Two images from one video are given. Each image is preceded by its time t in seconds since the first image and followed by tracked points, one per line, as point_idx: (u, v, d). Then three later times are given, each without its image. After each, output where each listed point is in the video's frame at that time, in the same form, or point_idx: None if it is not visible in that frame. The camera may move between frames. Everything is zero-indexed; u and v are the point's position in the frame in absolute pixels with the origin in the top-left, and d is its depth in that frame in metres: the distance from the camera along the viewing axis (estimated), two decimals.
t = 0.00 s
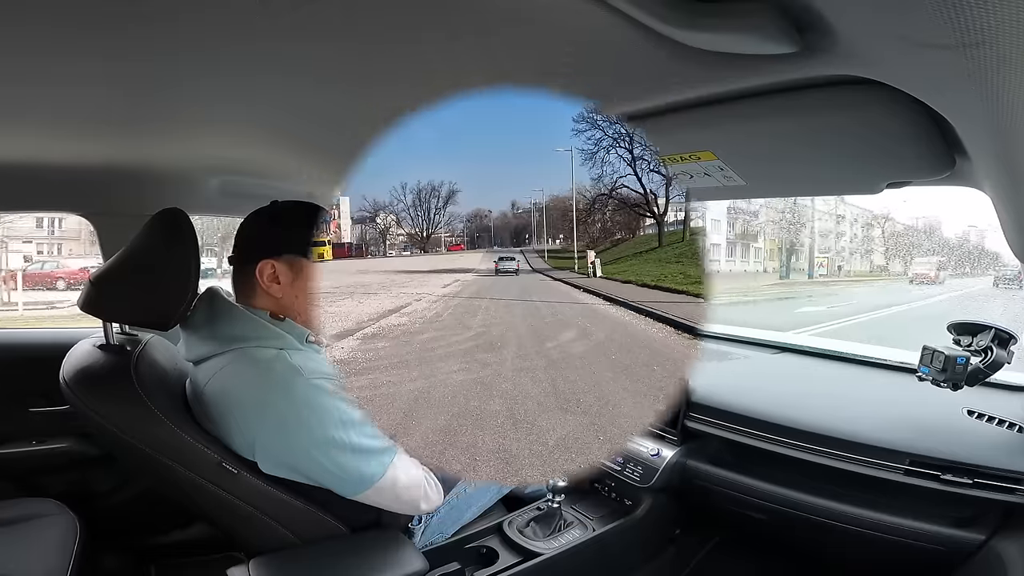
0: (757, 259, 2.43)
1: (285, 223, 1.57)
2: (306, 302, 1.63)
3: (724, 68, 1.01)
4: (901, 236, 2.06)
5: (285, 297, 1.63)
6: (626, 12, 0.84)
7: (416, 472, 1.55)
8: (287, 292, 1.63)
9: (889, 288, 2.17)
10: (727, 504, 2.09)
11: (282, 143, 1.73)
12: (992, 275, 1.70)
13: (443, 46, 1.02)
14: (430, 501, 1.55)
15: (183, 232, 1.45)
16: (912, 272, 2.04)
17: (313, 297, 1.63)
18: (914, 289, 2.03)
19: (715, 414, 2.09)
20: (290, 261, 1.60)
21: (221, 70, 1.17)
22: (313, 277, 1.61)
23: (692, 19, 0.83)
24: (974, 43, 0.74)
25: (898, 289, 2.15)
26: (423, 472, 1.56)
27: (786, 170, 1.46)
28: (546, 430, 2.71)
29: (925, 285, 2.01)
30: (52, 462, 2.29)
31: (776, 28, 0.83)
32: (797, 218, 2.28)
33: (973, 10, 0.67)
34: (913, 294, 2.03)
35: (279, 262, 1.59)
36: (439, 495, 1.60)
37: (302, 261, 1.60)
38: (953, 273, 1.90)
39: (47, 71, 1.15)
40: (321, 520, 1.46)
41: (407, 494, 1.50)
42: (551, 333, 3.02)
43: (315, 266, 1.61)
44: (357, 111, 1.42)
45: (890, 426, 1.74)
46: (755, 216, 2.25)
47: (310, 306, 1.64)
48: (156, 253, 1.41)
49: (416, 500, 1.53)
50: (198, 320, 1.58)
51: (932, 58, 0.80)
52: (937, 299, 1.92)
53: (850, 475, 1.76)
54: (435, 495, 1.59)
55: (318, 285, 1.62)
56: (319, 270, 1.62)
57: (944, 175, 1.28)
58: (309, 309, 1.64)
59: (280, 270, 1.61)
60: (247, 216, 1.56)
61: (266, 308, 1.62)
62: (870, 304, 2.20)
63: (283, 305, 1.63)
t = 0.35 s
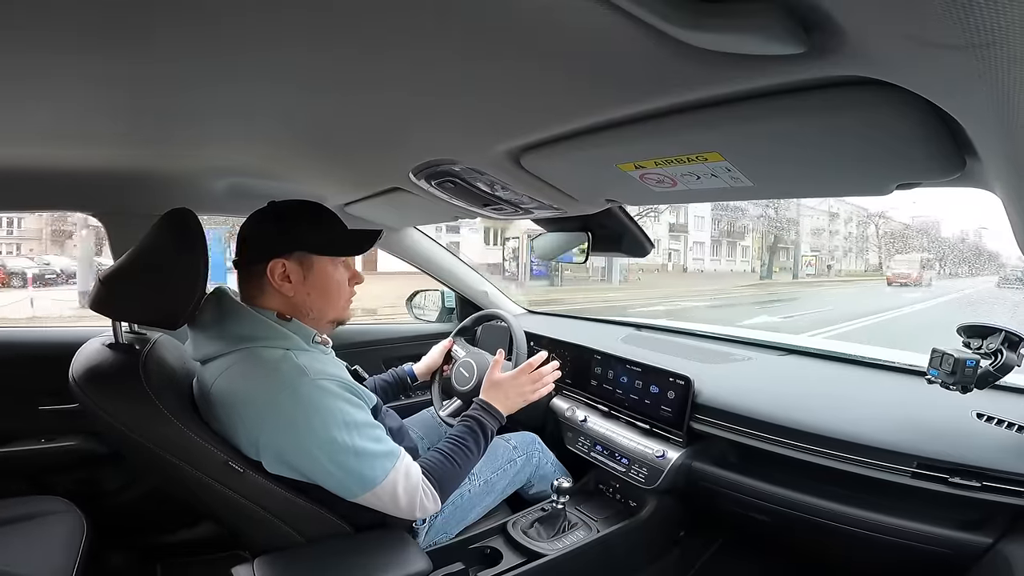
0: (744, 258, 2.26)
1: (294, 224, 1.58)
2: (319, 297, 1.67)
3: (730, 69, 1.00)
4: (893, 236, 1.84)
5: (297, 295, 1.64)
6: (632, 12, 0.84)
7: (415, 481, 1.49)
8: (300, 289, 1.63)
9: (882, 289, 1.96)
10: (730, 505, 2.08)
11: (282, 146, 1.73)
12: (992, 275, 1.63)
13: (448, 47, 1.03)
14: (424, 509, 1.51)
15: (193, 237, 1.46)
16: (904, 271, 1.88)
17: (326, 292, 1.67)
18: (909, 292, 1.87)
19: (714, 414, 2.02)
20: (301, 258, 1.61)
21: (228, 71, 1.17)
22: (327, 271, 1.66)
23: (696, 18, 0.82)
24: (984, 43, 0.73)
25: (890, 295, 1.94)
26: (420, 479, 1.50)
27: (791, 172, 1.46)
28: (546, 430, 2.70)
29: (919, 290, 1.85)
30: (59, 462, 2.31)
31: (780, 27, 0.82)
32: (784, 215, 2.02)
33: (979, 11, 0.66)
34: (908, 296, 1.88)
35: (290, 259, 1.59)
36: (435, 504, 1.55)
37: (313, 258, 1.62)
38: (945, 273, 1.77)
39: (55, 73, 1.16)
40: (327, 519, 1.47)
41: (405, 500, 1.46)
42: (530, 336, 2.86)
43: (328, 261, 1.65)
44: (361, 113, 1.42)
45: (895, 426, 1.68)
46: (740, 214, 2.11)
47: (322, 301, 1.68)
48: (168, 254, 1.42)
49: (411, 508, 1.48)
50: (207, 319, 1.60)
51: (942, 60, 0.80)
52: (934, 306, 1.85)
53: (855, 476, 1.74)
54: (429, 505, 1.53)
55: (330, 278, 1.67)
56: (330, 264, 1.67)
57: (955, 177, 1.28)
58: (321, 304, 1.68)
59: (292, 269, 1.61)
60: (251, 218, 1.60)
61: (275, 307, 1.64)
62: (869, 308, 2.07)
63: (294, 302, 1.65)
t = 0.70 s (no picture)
0: (725, 258, 2.34)
1: (303, 224, 1.58)
2: (330, 296, 1.67)
3: (736, 67, 1.00)
4: (889, 232, 1.85)
5: (309, 295, 1.65)
6: (638, 11, 0.84)
7: (419, 482, 1.49)
8: (312, 289, 1.64)
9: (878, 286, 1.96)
10: (737, 505, 2.08)
11: (288, 147, 1.74)
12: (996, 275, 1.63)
13: (452, 48, 1.03)
14: (428, 510, 1.51)
15: (200, 233, 1.49)
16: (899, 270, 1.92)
17: (337, 291, 1.68)
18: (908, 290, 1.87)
19: (720, 413, 2.01)
20: (314, 258, 1.62)
21: (234, 72, 1.17)
22: (339, 271, 1.67)
23: (699, 17, 0.82)
24: (992, 41, 0.72)
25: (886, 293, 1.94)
26: (424, 480, 1.51)
27: (797, 171, 1.45)
28: (553, 430, 2.70)
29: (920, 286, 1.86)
30: (69, 460, 2.32)
31: (786, 25, 0.81)
32: (774, 212, 2.05)
33: (985, 9, 0.66)
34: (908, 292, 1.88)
35: (303, 259, 1.60)
36: (438, 505, 1.55)
37: (325, 258, 1.63)
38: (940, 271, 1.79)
39: (63, 75, 1.17)
40: (333, 518, 1.47)
41: (409, 501, 1.47)
42: (533, 335, 2.86)
43: (339, 260, 1.67)
44: (367, 113, 1.42)
45: (902, 425, 1.67)
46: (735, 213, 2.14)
47: (333, 301, 1.69)
48: (175, 253, 1.43)
49: (415, 509, 1.48)
50: (215, 319, 1.61)
51: (951, 57, 0.79)
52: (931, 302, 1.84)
53: (862, 476, 1.74)
54: (433, 507, 1.53)
55: (342, 278, 1.68)
56: (341, 264, 1.68)
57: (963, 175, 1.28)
58: (332, 304, 1.69)
59: (304, 269, 1.61)
60: (260, 218, 1.61)
61: (285, 306, 1.64)
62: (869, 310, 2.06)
63: (306, 302, 1.65)
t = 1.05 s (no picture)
0: (691, 259, 2.52)
1: (307, 224, 1.58)
2: (334, 298, 1.68)
3: (741, 67, 1.00)
4: (893, 232, 1.85)
5: (312, 296, 1.65)
6: (642, 11, 0.83)
7: (426, 476, 1.50)
8: (316, 290, 1.65)
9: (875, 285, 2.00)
10: (740, 505, 2.07)
11: (291, 147, 1.74)
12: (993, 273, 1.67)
13: (456, 48, 1.03)
14: (438, 505, 1.52)
15: (206, 232, 1.48)
16: (872, 267, 2.02)
17: (341, 293, 1.69)
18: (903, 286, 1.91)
19: (723, 413, 2.01)
20: (318, 259, 1.62)
21: (238, 73, 1.18)
22: (343, 273, 1.67)
23: (703, 17, 0.82)
24: (998, 41, 0.72)
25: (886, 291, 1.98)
26: (432, 475, 1.52)
27: (801, 171, 1.45)
28: (556, 430, 2.70)
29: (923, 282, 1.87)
30: (73, 459, 2.33)
31: (790, 25, 0.81)
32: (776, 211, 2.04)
33: (990, 9, 0.66)
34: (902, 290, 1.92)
35: (307, 261, 1.61)
36: (449, 500, 1.55)
37: (329, 259, 1.63)
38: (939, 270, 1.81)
39: (68, 76, 1.17)
40: (337, 518, 1.48)
41: (417, 495, 1.47)
42: (537, 335, 2.86)
43: (344, 262, 1.67)
44: (370, 114, 1.42)
45: (906, 426, 1.67)
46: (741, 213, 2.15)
47: (337, 302, 1.69)
48: (180, 254, 1.43)
49: (424, 504, 1.49)
50: (220, 319, 1.61)
51: (956, 57, 0.79)
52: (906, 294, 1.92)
53: (866, 477, 1.73)
54: (444, 503, 1.53)
55: (345, 280, 1.69)
56: (345, 265, 1.68)
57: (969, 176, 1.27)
58: (336, 305, 1.69)
59: (308, 270, 1.62)
60: (266, 218, 1.61)
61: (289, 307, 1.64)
62: (874, 308, 2.06)
63: (310, 303, 1.66)
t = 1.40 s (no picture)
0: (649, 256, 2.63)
1: (299, 224, 1.58)
2: (325, 297, 1.67)
3: (743, 67, 0.99)
4: (894, 232, 1.86)
5: (304, 296, 1.65)
6: (643, 11, 0.83)
7: (439, 462, 1.51)
8: (307, 290, 1.64)
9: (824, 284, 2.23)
10: (741, 505, 2.07)
11: (293, 147, 1.74)
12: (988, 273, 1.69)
13: (456, 47, 1.03)
14: (455, 489, 1.52)
15: (207, 232, 1.47)
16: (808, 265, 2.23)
17: (332, 292, 1.68)
18: (898, 285, 1.95)
19: (723, 414, 2.01)
20: (308, 259, 1.61)
21: (238, 72, 1.18)
22: (335, 272, 1.66)
23: (705, 17, 0.82)
24: (1000, 41, 0.72)
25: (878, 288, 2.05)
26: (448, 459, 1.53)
27: (803, 171, 1.45)
28: (557, 430, 2.70)
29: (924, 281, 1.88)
30: (75, 459, 2.33)
31: (791, 25, 0.81)
32: (773, 213, 2.04)
33: (992, 10, 0.66)
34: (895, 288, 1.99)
35: (296, 261, 1.60)
36: (465, 485, 1.55)
37: (320, 259, 1.62)
38: (942, 268, 1.82)
39: (69, 75, 1.17)
40: (337, 517, 1.48)
41: (434, 479, 1.48)
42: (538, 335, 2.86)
43: (336, 262, 1.66)
44: (371, 113, 1.42)
45: (907, 427, 1.67)
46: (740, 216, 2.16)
47: (329, 302, 1.68)
48: (182, 254, 1.43)
49: (441, 487, 1.49)
50: (222, 318, 1.61)
51: (957, 57, 0.79)
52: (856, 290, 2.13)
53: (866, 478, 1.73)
54: (460, 487, 1.53)
55: (337, 279, 1.68)
56: (339, 266, 1.67)
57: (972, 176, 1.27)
58: (328, 305, 1.69)
59: (297, 270, 1.62)
60: (267, 217, 1.61)
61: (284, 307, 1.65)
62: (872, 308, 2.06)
63: (302, 302, 1.66)
